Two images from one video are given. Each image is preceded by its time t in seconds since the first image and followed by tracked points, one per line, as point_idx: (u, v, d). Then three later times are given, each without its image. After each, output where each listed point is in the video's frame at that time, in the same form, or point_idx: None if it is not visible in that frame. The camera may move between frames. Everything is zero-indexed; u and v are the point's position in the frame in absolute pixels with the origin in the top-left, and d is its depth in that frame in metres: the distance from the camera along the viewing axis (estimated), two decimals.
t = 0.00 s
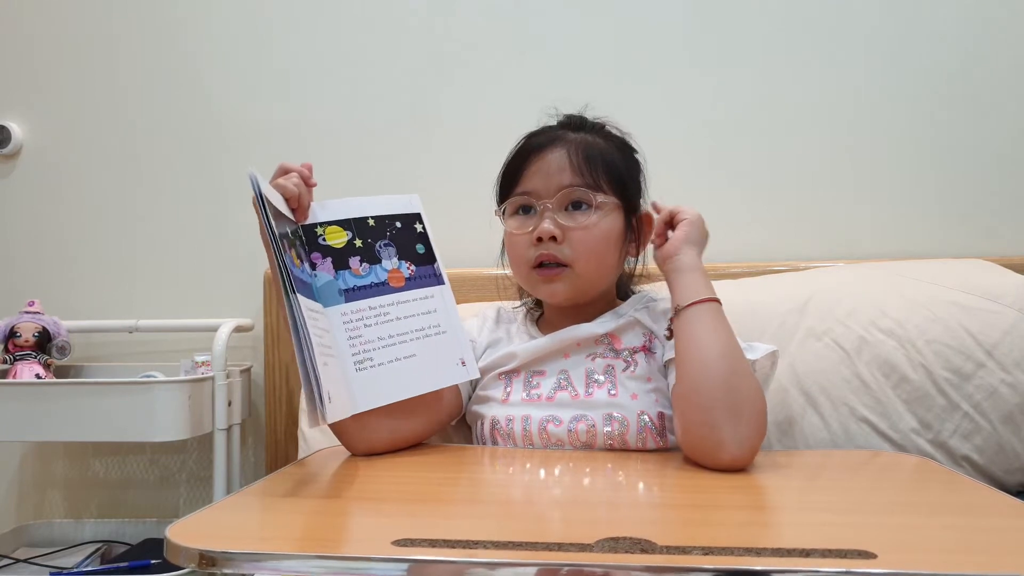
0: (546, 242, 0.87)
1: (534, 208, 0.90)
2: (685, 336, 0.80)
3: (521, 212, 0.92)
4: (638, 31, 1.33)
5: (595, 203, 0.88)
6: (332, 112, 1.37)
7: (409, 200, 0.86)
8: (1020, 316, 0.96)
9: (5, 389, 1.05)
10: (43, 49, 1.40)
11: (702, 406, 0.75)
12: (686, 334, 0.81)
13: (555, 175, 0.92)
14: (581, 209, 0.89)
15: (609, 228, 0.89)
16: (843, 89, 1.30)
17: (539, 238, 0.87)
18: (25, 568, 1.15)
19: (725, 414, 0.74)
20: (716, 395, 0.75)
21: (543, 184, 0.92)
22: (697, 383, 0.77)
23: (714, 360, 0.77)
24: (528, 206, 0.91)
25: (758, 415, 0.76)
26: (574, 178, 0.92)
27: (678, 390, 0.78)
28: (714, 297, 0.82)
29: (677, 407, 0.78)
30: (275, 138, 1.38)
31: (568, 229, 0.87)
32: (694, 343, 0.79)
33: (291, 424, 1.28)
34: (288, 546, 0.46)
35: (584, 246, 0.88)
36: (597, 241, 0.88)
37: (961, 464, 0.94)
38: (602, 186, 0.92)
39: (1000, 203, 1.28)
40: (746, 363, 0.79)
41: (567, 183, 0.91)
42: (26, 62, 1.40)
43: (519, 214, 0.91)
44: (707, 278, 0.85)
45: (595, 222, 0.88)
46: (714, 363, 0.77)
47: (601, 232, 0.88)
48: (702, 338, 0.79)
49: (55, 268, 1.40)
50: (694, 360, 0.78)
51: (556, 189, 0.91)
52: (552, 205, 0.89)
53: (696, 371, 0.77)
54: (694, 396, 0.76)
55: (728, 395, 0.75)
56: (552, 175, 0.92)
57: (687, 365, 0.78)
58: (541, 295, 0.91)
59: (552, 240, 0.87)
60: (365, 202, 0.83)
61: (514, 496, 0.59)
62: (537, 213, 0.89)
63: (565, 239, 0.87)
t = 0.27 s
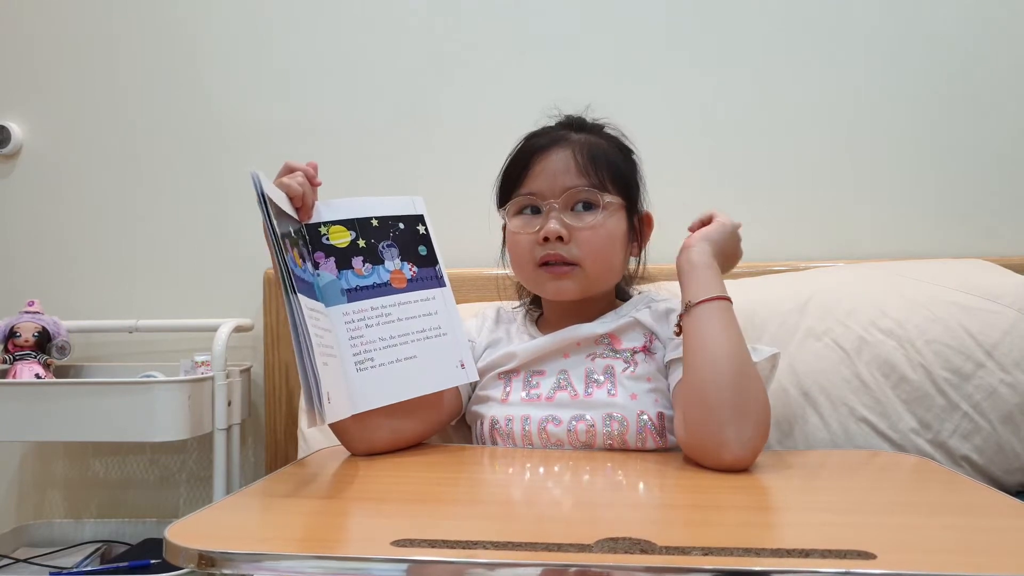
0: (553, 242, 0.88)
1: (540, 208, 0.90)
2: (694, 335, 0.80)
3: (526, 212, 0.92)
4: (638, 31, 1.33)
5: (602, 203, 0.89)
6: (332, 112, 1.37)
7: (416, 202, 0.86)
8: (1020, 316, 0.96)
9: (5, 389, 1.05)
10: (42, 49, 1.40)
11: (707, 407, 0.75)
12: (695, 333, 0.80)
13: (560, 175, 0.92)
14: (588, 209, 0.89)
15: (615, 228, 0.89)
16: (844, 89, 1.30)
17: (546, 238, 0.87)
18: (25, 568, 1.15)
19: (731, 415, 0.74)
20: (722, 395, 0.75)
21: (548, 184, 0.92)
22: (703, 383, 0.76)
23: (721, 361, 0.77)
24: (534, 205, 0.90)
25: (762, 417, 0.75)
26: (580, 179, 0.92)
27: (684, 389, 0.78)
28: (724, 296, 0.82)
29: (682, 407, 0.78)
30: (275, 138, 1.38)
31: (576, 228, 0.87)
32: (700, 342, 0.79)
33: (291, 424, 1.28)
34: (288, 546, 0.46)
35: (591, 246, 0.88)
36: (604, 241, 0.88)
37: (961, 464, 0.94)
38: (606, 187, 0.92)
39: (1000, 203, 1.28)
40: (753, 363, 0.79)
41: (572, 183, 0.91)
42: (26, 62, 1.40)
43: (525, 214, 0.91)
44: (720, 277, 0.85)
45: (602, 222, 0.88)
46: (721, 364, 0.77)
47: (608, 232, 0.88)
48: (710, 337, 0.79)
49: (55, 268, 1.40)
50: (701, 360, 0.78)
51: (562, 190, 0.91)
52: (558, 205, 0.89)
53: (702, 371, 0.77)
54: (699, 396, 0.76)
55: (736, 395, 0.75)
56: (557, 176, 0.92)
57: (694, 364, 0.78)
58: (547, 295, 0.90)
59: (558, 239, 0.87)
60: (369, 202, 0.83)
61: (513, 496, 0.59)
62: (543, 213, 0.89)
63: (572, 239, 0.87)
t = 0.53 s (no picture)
0: (557, 242, 0.88)
1: (544, 208, 0.90)
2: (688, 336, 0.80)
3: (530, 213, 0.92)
4: (638, 31, 1.33)
5: (606, 203, 0.88)
6: (332, 112, 1.37)
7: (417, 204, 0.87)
8: (1020, 316, 0.96)
9: (5, 389, 1.05)
10: (42, 49, 1.40)
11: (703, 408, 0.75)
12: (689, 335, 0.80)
13: (564, 176, 0.92)
14: (592, 210, 0.89)
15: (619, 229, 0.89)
16: (844, 89, 1.30)
17: (550, 239, 0.88)
18: (25, 568, 1.15)
19: (727, 416, 0.74)
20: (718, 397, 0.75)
21: (552, 185, 0.92)
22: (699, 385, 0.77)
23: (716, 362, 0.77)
24: (538, 206, 0.90)
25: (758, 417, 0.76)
26: (583, 179, 0.92)
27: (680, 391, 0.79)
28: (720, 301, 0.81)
29: (677, 407, 0.78)
30: (275, 138, 1.38)
31: (580, 229, 0.87)
32: (696, 344, 0.79)
33: (291, 424, 1.28)
34: (287, 546, 0.46)
35: (595, 246, 0.88)
36: (608, 241, 0.88)
37: (961, 464, 0.94)
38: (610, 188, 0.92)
39: (1000, 203, 1.28)
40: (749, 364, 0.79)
41: (575, 183, 0.91)
42: (26, 62, 1.40)
43: (529, 214, 0.91)
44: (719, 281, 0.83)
45: (606, 222, 0.88)
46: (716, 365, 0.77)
47: (612, 232, 0.88)
48: (704, 339, 0.79)
49: (56, 268, 1.40)
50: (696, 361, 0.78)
51: (566, 190, 0.91)
52: (562, 205, 0.89)
53: (697, 372, 0.77)
54: (696, 398, 0.76)
55: (730, 396, 0.75)
56: (561, 176, 0.92)
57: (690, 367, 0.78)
58: (550, 295, 0.91)
59: (562, 240, 0.87)
60: (371, 203, 0.83)
61: (514, 496, 0.59)
62: (547, 213, 0.89)
63: (576, 240, 0.87)
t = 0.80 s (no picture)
0: (556, 242, 0.88)
1: (543, 208, 0.90)
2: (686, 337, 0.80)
3: (529, 213, 0.92)
4: (638, 31, 1.33)
5: (605, 203, 0.89)
6: (332, 112, 1.37)
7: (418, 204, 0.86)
8: (1020, 316, 0.96)
9: (5, 389, 1.05)
10: (42, 49, 1.40)
11: (701, 409, 0.75)
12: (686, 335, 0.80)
13: (562, 176, 0.92)
14: (591, 210, 0.89)
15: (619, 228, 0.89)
16: (843, 89, 1.30)
17: (550, 239, 0.88)
18: (25, 568, 1.15)
19: (724, 416, 0.74)
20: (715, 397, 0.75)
21: (550, 185, 0.92)
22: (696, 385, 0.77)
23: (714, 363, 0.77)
24: (537, 206, 0.90)
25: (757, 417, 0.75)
26: (582, 179, 0.92)
27: (678, 391, 0.79)
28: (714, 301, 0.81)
29: (675, 409, 0.78)
30: (275, 138, 1.38)
31: (580, 228, 0.87)
32: (692, 345, 0.79)
33: (291, 424, 1.28)
34: (288, 546, 0.46)
35: (594, 246, 0.88)
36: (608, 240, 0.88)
37: (961, 464, 0.94)
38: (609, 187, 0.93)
39: (1000, 203, 1.28)
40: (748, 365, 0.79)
41: (574, 183, 0.91)
42: (25, 62, 1.40)
43: (528, 214, 0.91)
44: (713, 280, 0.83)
45: (606, 222, 0.88)
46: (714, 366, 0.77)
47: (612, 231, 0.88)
48: (701, 340, 0.79)
49: (55, 268, 1.40)
50: (694, 362, 0.78)
51: (565, 190, 0.91)
52: (562, 205, 0.89)
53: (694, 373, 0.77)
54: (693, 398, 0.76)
55: (728, 397, 0.75)
56: (559, 176, 0.92)
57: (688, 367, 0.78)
58: (550, 295, 0.91)
59: (562, 239, 0.87)
60: (372, 203, 0.83)
61: (514, 496, 0.59)
62: (546, 213, 0.89)
63: (575, 239, 0.87)
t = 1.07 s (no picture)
0: (557, 238, 0.88)
1: (543, 204, 0.90)
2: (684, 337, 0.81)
3: (529, 209, 0.92)
4: (638, 31, 1.33)
5: (605, 199, 0.89)
6: (332, 112, 1.37)
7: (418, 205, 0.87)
8: (1020, 316, 0.96)
9: (5, 389, 1.05)
10: (42, 49, 1.40)
11: (700, 408, 0.75)
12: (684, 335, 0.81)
13: (563, 173, 0.92)
14: (591, 206, 0.89)
15: (618, 224, 0.89)
16: (844, 88, 1.30)
17: (550, 235, 0.87)
18: (25, 567, 1.15)
19: (724, 416, 0.74)
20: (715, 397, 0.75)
21: (550, 181, 0.92)
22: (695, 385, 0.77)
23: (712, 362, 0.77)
24: (538, 202, 0.90)
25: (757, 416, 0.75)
26: (582, 176, 0.92)
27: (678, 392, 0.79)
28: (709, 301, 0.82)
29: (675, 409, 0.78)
30: (275, 138, 1.38)
31: (580, 224, 0.87)
32: (689, 345, 0.79)
33: (291, 424, 1.28)
34: (288, 546, 0.46)
35: (594, 242, 0.88)
36: (608, 237, 0.89)
37: (961, 464, 0.94)
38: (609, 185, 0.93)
39: (1000, 203, 1.28)
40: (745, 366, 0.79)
41: (575, 180, 0.92)
42: (25, 61, 1.40)
43: (528, 210, 0.91)
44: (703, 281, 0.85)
45: (606, 218, 0.88)
46: (712, 365, 0.77)
47: (612, 228, 0.89)
48: (698, 340, 0.79)
49: (55, 268, 1.40)
50: (693, 361, 0.78)
51: (565, 186, 0.91)
52: (562, 201, 0.89)
53: (693, 373, 0.77)
54: (693, 398, 0.76)
55: (726, 396, 0.75)
56: (560, 173, 0.92)
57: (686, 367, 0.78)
58: (549, 291, 0.90)
59: (563, 235, 0.87)
60: (372, 203, 0.83)
61: (514, 497, 0.59)
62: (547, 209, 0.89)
63: (576, 235, 0.87)
